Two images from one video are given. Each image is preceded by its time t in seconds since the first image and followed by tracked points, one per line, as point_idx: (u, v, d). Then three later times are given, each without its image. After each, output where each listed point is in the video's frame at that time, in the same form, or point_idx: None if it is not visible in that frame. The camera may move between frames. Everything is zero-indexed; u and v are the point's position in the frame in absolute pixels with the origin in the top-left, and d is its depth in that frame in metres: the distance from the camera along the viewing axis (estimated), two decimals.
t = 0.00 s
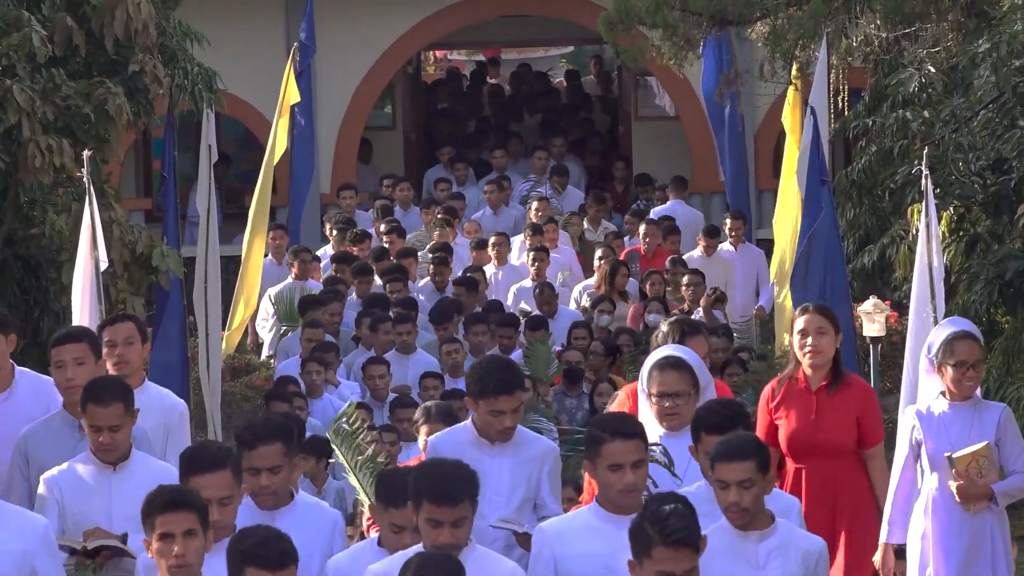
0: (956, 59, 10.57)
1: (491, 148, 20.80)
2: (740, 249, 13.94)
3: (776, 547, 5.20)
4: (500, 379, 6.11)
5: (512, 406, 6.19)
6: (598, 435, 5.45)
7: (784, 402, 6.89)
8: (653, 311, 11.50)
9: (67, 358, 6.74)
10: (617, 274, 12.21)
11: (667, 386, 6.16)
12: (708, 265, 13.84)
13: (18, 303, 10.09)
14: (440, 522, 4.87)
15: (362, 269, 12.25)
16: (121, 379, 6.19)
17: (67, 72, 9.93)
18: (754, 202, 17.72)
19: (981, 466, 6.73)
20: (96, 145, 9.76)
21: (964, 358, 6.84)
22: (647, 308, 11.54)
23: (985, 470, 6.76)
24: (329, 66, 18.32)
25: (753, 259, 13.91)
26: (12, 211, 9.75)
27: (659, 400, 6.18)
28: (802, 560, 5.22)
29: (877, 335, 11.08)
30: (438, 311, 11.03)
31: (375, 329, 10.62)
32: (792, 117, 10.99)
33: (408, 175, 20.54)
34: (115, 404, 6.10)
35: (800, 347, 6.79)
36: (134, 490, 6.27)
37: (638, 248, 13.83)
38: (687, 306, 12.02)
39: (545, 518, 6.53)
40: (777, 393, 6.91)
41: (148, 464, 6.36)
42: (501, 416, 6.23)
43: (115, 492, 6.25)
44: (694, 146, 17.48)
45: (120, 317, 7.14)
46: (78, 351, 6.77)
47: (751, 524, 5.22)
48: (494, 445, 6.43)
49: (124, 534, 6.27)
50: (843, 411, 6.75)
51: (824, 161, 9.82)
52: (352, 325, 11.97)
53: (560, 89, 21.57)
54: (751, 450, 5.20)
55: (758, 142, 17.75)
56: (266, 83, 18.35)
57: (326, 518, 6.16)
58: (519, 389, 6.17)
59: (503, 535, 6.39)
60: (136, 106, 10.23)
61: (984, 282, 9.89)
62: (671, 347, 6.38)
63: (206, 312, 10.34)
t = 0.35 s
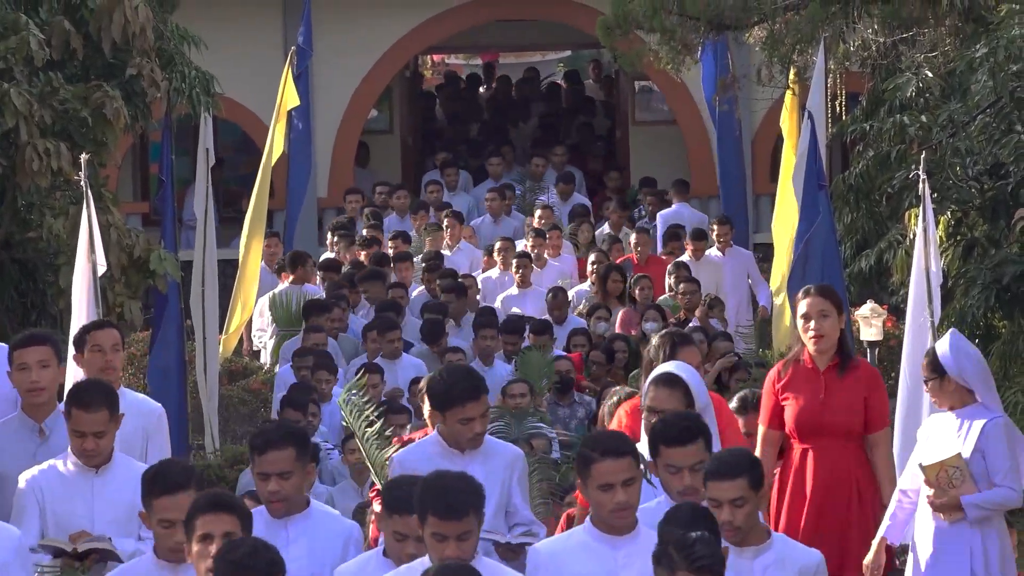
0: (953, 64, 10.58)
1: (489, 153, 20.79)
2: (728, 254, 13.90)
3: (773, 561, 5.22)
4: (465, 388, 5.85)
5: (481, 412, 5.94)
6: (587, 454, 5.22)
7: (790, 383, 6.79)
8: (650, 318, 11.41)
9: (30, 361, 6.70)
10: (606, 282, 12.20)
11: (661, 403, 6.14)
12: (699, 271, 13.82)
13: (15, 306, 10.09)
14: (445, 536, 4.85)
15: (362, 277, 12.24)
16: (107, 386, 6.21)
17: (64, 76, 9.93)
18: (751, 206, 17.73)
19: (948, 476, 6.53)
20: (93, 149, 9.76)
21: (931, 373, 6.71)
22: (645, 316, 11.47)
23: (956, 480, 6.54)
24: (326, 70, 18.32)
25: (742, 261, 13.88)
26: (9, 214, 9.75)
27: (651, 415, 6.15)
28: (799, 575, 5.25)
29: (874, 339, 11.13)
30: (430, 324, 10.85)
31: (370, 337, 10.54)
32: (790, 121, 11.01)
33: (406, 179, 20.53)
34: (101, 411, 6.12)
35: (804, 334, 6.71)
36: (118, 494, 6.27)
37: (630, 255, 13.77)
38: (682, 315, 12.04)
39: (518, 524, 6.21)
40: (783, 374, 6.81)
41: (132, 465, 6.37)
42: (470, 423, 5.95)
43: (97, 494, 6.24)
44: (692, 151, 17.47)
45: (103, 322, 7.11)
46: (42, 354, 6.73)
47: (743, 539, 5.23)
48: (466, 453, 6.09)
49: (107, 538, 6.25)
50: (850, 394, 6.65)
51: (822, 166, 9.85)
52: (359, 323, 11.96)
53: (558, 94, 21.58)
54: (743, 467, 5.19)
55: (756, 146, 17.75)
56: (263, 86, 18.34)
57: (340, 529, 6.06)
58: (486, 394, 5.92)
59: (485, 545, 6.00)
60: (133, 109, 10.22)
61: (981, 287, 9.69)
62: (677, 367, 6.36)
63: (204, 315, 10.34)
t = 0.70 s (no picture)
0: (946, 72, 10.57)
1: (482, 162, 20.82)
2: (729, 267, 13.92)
3: None
4: (451, 404, 5.78)
5: (461, 431, 5.85)
6: (550, 473, 5.10)
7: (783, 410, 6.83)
8: (638, 329, 11.38)
9: (16, 385, 6.55)
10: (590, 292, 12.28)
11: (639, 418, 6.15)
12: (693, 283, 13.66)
13: (9, 315, 10.06)
14: (426, 563, 4.74)
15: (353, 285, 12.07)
16: (116, 408, 6.15)
17: (57, 82, 9.92)
18: (743, 215, 17.74)
19: (923, 493, 6.48)
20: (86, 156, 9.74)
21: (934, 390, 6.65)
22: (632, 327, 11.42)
23: (931, 497, 6.46)
24: (320, 77, 18.33)
25: (741, 276, 13.92)
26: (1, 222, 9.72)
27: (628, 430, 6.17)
28: None
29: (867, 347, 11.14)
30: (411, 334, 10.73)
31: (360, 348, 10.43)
32: (782, 130, 11.03)
33: (399, 187, 20.55)
34: (110, 430, 6.05)
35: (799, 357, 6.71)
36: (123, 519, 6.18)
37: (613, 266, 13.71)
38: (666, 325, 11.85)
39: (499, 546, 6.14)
40: (777, 400, 6.86)
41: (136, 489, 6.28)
42: (449, 441, 5.88)
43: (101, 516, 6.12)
44: (685, 159, 17.49)
45: (90, 338, 7.04)
46: (28, 378, 6.59)
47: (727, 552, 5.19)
48: (447, 475, 6.04)
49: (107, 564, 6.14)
50: (846, 413, 6.69)
51: (814, 175, 9.85)
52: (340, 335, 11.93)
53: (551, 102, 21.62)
54: (722, 479, 5.16)
55: (749, 154, 17.78)
56: (256, 94, 18.34)
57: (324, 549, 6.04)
58: (467, 414, 5.83)
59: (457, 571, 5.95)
60: (126, 116, 10.21)
61: (974, 296, 9.65)
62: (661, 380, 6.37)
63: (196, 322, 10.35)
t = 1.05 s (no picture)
0: (944, 68, 10.55)
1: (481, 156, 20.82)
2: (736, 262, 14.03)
3: None
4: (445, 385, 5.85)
5: (461, 417, 5.87)
6: (545, 476, 5.09)
7: (793, 405, 6.76)
8: (635, 324, 11.25)
9: (24, 377, 6.55)
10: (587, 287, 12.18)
11: (611, 423, 6.09)
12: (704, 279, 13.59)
13: (7, 308, 10.08)
14: (418, 565, 4.76)
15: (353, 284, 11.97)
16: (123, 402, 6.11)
17: (55, 76, 9.91)
18: (743, 209, 17.74)
19: (941, 497, 6.50)
20: (85, 149, 9.74)
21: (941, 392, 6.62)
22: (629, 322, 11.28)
23: (949, 501, 6.49)
24: (318, 71, 18.33)
25: (750, 272, 14.03)
26: None
27: (604, 436, 6.11)
28: None
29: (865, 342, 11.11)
30: (416, 326, 10.81)
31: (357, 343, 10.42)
32: (780, 124, 11.04)
33: (398, 180, 20.56)
34: (114, 425, 6.00)
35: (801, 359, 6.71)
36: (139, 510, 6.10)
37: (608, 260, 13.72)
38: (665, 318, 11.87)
39: (499, 558, 6.00)
40: (786, 393, 6.78)
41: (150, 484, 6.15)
42: (447, 426, 5.89)
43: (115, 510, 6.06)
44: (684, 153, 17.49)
45: (108, 339, 7.02)
46: (36, 371, 6.59)
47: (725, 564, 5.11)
48: (450, 473, 6.01)
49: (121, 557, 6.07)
50: (857, 409, 6.69)
51: (812, 169, 9.85)
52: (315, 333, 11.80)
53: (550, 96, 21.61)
54: (724, 488, 5.08)
55: (748, 148, 17.79)
56: (255, 87, 18.32)
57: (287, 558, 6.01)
58: (465, 398, 5.86)
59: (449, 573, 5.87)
60: (125, 111, 10.22)
61: (972, 291, 9.65)
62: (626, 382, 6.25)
63: (195, 314, 10.47)
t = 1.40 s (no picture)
0: (940, 71, 10.57)
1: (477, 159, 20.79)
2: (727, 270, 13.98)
3: None
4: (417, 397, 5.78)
5: (440, 429, 5.75)
6: (560, 486, 5.01)
7: (812, 418, 6.64)
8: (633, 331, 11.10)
9: (5, 397, 6.49)
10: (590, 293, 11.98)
11: (615, 432, 5.85)
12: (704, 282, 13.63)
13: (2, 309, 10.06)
14: None
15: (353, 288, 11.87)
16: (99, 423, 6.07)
17: (51, 78, 9.91)
18: (738, 211, 17.76)
19: (923, 518, 6.08)
20: (81, 152, 9.74)
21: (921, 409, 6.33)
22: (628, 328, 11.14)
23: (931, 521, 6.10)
24: (314, 73, 18.32)
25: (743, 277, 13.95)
26: None
27: (608, 447, 5.85)
28: None
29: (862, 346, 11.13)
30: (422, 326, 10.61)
31: (355, 346, 10.40)
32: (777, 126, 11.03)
33: (393, 183, 20.53)
34: (89, 448, 5.97)
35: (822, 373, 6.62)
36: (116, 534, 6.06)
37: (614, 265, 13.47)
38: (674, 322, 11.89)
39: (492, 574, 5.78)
40: (805, 407, 6.67)
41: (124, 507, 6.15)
42: (424, 441, 5.76)
43: (91, 533, 6.01)
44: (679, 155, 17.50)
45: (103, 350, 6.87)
46: (18, 391, 6.55)
47: None
48: (440, 491, 5.85)
49: None
50: (877, 424, 6.56)
51: (809, 171, 9.83)
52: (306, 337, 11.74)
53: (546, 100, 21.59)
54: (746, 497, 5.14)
55: (743, 151, 17.78)
56: (251, 90, 18.32)
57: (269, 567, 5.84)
58: (443, 410, 5.76)
59: None
60: (121, 113, 10.21)
61: (968, 293, 9.65)
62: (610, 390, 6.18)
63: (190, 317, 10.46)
